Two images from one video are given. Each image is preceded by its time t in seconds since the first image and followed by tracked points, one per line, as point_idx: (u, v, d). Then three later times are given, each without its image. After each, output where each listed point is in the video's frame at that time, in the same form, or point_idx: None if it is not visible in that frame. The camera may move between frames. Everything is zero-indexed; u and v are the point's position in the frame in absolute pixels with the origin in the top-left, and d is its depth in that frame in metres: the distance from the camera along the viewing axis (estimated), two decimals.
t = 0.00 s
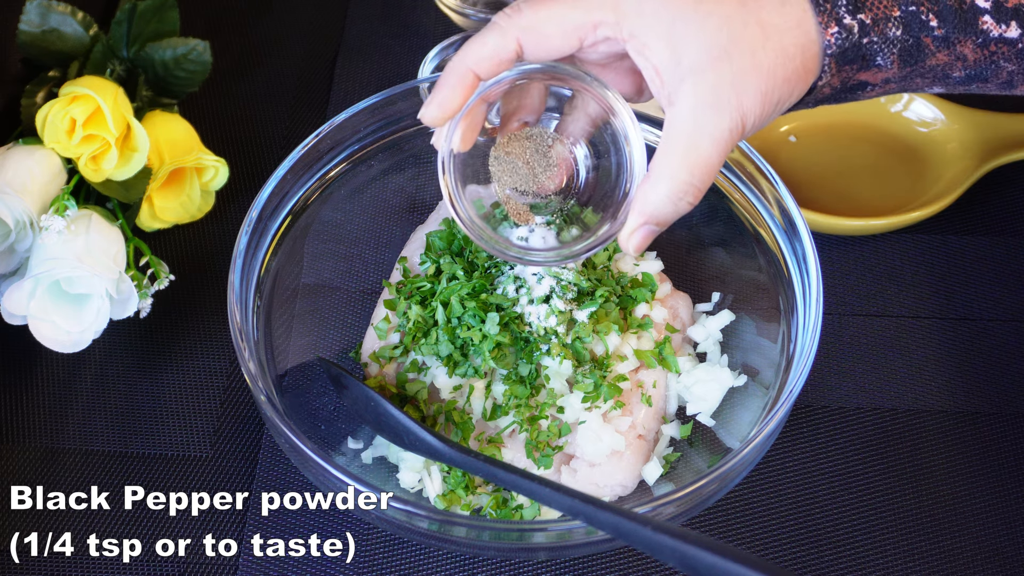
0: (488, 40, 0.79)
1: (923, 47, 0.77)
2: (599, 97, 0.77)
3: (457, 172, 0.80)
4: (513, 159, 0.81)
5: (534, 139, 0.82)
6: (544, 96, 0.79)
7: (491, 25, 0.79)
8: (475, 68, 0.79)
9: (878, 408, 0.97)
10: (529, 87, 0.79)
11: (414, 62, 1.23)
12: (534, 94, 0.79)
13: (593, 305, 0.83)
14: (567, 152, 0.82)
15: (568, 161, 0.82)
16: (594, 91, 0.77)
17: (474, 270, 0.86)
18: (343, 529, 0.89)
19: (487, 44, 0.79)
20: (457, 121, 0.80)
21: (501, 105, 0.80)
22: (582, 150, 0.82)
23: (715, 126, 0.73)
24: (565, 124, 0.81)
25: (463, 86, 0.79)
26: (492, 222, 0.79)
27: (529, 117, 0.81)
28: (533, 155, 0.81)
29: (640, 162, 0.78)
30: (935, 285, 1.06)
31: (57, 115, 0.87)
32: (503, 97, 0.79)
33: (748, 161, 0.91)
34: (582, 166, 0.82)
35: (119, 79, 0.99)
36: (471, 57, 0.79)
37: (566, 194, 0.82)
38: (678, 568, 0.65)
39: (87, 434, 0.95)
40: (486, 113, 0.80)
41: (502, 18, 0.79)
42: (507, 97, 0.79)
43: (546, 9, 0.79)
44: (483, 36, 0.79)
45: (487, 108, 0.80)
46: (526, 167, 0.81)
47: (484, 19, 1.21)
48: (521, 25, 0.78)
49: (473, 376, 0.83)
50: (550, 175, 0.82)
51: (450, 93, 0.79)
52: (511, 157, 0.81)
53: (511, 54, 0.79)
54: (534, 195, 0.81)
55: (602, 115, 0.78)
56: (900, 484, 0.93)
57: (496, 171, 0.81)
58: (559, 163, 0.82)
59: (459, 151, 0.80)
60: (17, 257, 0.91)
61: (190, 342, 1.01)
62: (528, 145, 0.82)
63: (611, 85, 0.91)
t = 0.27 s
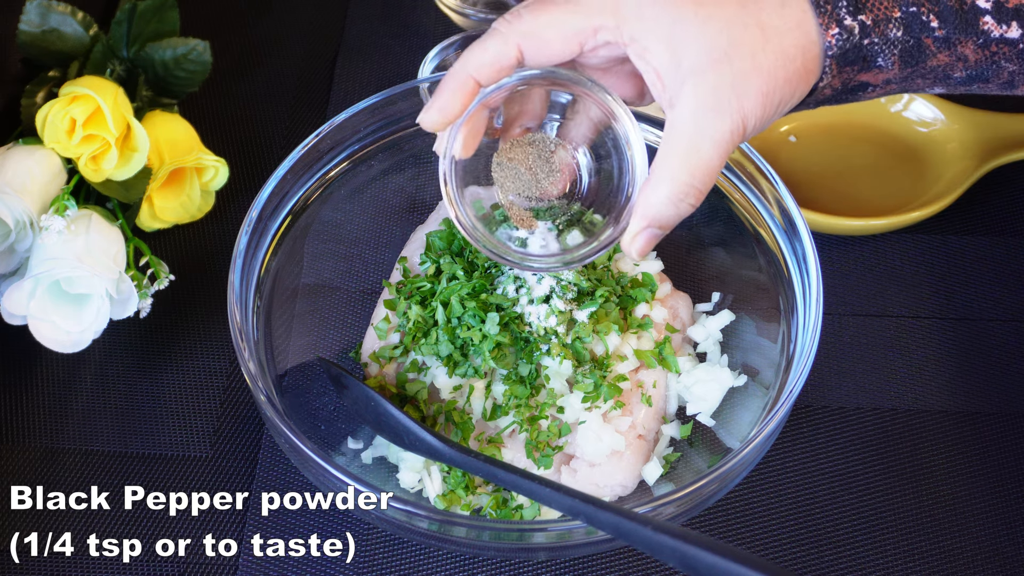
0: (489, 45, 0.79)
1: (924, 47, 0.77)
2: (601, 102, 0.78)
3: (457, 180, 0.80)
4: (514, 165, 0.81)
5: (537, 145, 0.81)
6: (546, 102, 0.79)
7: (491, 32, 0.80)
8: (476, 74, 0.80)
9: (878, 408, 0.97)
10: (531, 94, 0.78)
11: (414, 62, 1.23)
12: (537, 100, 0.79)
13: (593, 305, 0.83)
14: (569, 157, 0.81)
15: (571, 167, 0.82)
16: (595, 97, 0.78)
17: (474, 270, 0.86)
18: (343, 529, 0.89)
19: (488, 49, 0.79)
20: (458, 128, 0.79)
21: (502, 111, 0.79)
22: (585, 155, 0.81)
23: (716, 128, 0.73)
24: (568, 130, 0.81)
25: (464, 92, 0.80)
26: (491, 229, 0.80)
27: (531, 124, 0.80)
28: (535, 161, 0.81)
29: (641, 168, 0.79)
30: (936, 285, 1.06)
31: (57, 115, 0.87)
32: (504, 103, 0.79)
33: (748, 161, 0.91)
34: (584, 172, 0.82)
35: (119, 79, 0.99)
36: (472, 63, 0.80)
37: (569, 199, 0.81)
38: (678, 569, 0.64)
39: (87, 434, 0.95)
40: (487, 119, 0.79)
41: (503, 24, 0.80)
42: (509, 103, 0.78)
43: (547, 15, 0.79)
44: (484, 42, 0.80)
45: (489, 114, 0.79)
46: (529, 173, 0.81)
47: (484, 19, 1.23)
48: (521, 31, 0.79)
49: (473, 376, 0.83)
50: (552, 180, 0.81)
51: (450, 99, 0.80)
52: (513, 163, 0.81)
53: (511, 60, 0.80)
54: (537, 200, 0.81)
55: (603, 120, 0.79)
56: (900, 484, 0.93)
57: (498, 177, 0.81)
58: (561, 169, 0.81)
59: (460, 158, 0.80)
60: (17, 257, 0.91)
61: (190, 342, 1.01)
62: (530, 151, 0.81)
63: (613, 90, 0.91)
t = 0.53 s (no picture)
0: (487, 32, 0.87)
1: (930, 47, 0.76)
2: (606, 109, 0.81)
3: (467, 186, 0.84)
4: (522, 174, 0.84)
5: (544, 155, 0.85)
6: (551, 111, 0.83)
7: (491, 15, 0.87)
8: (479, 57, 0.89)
9: (878, 408, 0.97)
10: (536, 104, 0.82)
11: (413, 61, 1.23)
12: (542, 110, 0.83)
13: (593, 305, 0.83)
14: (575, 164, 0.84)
15: (578, 176, 0.84)
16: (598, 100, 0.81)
17: (474, 270, 0.86)
18: (343, 529, 0.89)
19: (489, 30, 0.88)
20: (462, 143, 0.82)
21: (509, 122, 0.83)
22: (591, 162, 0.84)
23: (723, 125, 0.74)
24: (575, 138, 0.84)
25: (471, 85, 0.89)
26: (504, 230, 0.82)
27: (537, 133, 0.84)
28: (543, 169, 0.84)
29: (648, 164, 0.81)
30: (936, 286, 1.06)
31: (57, 115, 0.87)
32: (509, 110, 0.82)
33: (748, 161, 0.91)
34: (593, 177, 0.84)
35: (119, 79, 0.99)
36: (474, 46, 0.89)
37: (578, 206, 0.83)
38: (679, 569, 0.64)
39: (87, 434, 0.95)
40: (493, 129, 0.83)
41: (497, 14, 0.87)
42: (515, 113, 0.82)
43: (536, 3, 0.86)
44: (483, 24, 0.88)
45: (494, 125, 0.82)
46: (537, 183, 0.84)
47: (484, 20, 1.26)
48: (516, 13, 0.86)
49: (473, 376, 0.83)
50: (561, 189, 0.84)
51: (461, 89, 0.89)
52: (520, 173, 0.84)
53: (510, 39, 0.88)
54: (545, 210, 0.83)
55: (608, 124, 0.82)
56: (900, 484, 0.93)
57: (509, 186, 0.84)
58: (569, 178, 0.84)
59: (467, 171, 0.83)
60: (17, 257, 0.91)
61: (190, 342, 1.01)
62: (538, 162, 0.85)
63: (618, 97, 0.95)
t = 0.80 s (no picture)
0: None
1: (936, 33, 0.80)
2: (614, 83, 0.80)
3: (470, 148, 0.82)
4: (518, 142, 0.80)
5: (539, 127, 0.81)
6: (556, 81, 0.79)
7: None
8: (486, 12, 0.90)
9: (878, 408, 0.97)
10: (542, 71, 0.79)
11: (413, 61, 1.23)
12: (547, 78, 0.79)
13: (592, 305, 0.83)
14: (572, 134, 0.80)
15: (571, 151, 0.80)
16: (609, 75, 0.80)
17: (474, 270, 0.86)
18: (343, 529, 0.89)
19: None
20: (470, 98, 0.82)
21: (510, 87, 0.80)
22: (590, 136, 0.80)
23: (730, 98, 0.74)
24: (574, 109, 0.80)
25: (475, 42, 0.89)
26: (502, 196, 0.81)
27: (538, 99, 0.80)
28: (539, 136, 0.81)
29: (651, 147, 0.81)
30: (936, 286, 1.05)
31: (57, 115, 0.87)
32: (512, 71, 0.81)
33: (748, 161, 0.91)
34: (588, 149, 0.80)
35: (119, 79, 0.99)
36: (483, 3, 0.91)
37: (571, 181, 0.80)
38: (679, 569, 0.64)
39: (87, 434, 0.95)
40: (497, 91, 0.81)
41: None
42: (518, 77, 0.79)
43: None
44: None
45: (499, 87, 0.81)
46: (530, 153, 0.80)
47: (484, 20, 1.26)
48: None
49: (473, 376, 0.83)
50: (553, 161, 0.80)
51: (464, 40, 0.89)
52: (515, 141, 0.80)
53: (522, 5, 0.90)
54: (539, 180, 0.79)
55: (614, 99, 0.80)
56: (900, 484, 0.93)
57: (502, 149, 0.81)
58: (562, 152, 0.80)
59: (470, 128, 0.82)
60: (17, 257, 0.91)
61: (190, 342, 1.01)
62: (533, 132, 0.81)
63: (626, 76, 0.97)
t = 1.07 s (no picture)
0: None
1: (933, 36, 0.77)
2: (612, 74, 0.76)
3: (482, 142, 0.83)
4: (523, 141, 0.80)
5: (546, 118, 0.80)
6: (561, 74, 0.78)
7: None
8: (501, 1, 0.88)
9: (878, 408, 0.97)
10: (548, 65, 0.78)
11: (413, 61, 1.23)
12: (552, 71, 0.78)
13: (593, 305, 0.83)
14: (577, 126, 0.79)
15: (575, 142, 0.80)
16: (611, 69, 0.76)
17: (474, 270, 0.86)
18: (343, 529, 0.89)
19: None
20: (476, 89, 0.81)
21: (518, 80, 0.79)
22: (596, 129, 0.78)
23: (728, 99, 0.74)
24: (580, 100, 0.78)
25: (487, 38, 0.85)
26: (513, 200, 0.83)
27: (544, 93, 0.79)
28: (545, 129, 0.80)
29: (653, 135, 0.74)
30: (936, 286, 1.05)
31: (57, 115, 0.87)
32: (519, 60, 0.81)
33: (748, 162, 0.91)
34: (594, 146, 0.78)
35: (119, 79, 0.99)
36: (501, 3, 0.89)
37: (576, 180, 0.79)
38: (679, 569, 0.64)
39: (87, 434, 0.95)
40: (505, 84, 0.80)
41: None
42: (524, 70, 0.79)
43: None
44: None
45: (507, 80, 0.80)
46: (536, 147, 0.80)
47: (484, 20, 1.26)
48: None
49: (473, 376, 0.83)
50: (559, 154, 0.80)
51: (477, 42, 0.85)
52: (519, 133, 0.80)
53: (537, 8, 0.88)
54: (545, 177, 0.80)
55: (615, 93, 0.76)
56: (900, 483, 0.93)
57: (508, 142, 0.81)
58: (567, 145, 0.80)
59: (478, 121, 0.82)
60: (17, 257, 0.91)
61: (190, 342, 1.01)
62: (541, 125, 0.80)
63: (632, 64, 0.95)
